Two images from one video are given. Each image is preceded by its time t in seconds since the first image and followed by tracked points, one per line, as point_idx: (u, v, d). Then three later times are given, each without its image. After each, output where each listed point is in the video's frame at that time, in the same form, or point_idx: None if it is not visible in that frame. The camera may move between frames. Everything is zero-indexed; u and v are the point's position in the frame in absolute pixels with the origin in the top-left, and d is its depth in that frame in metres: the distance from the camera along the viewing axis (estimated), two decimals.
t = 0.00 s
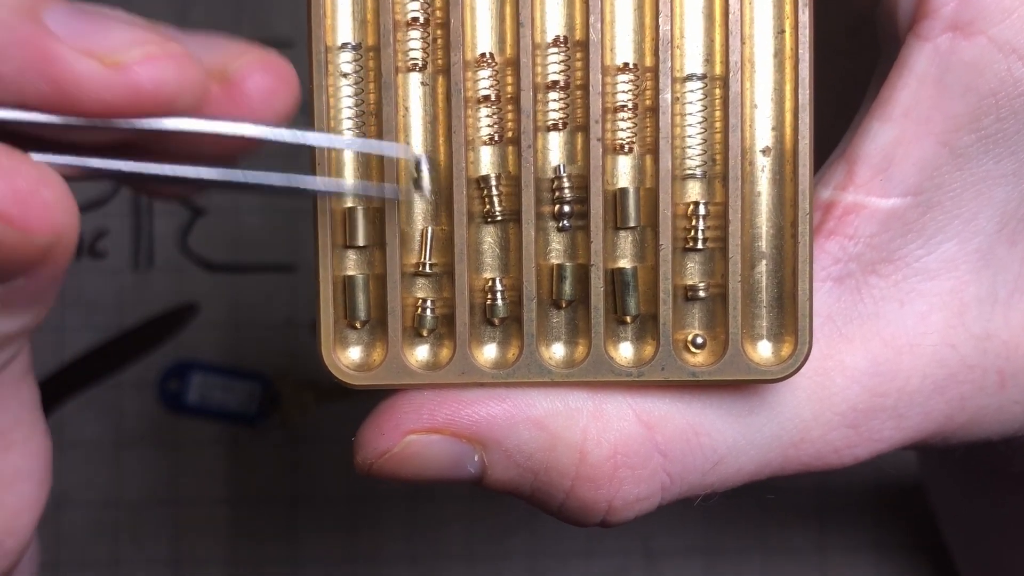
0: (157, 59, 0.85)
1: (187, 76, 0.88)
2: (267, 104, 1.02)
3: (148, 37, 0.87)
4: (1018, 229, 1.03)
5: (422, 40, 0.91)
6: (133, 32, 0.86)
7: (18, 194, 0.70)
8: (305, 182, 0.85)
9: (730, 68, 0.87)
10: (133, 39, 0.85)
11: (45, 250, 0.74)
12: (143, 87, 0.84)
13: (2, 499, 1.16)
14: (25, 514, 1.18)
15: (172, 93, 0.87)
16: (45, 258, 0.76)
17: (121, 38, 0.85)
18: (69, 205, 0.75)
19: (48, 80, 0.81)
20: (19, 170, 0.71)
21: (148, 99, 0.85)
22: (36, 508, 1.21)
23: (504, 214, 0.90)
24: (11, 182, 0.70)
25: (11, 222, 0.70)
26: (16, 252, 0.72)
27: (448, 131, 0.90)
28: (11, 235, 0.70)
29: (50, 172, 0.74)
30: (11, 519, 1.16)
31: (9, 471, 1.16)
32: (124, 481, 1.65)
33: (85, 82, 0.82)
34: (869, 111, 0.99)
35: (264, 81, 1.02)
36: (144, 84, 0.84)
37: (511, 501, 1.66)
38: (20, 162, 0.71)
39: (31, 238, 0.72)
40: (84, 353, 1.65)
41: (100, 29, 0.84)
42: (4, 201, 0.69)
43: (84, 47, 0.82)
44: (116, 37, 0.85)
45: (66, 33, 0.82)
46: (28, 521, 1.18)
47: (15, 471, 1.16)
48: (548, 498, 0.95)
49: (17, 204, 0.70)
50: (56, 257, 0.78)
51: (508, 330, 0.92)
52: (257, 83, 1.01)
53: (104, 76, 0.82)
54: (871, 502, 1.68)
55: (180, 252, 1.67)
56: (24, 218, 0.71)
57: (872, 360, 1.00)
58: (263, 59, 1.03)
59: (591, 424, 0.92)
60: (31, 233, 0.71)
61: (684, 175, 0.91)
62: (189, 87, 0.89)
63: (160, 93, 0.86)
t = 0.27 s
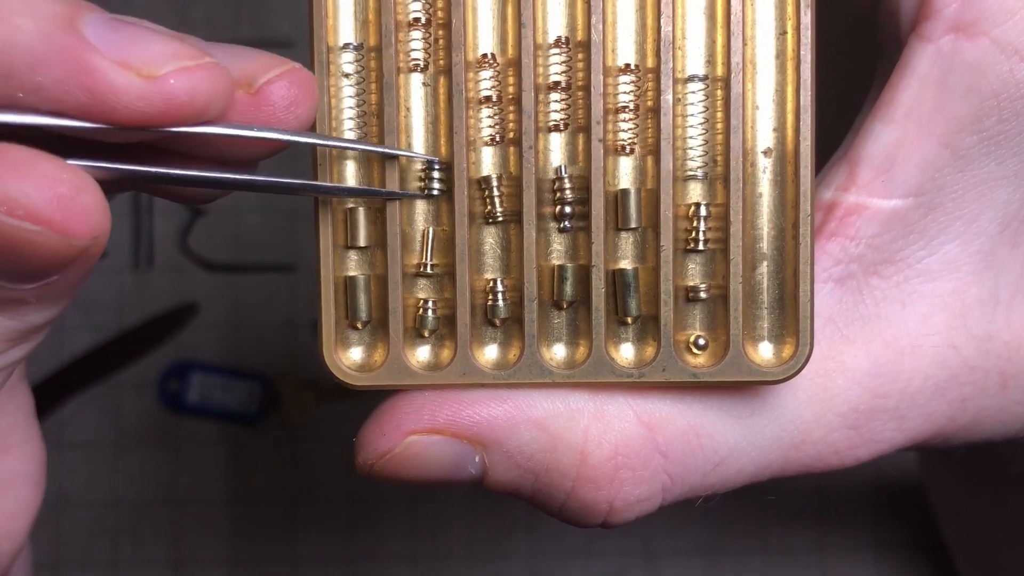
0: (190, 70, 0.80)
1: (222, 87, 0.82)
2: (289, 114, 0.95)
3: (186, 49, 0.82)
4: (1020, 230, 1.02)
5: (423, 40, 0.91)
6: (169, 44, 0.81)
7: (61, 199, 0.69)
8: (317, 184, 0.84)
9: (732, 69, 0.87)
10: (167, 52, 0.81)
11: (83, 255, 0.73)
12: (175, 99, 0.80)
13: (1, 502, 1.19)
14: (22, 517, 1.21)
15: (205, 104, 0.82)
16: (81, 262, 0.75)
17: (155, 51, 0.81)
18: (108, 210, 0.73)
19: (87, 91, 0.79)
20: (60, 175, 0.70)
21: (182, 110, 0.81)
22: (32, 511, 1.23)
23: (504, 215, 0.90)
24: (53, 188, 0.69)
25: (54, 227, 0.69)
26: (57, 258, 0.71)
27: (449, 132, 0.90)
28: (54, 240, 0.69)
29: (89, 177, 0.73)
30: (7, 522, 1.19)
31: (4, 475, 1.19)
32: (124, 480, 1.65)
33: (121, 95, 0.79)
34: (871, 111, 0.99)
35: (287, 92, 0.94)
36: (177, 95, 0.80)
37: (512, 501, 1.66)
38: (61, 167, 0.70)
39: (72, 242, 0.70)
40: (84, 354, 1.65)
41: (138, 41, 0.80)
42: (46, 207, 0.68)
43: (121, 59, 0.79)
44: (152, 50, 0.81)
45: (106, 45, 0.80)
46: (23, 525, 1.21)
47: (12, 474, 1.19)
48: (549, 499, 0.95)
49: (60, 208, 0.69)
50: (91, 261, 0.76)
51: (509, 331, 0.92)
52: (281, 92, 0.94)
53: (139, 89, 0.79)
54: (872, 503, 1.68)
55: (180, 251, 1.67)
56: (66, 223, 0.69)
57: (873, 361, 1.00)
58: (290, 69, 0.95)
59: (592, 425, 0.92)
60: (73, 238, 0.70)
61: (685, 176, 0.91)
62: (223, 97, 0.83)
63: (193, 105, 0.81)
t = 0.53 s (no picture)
0: (189, 53, 0.81)
1: (220, 69, 0.83)
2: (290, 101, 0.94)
3: (184, 34, 0.83)
4: (1018, 224, 1.03)
5: (423, 31, 0.91)
6: (168, 29, 0.83)
7: (61, 195, 0.69)
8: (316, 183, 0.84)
9: (731, 61, 0.88)
10: (165, 36, 0.82)
11: (81, 253, 0.73)
12: (174, 81, 0.80)
13: None
14: (14, 518, 1.19)
15: (202, 88, 0.82)
16: (79, 261, 0.75)
17: (154, 36, 0.82)
18: (107, 208, 0.74)
19: (87, 72, 0.79)
20: (60, 172, 0.70)
21: (180, 93, 0.81)
22: (25, 512, 1.22)
23: (504, 206, 0.91)
24: (52, 184, 0.69)
25: (53, 223, 0.69)
26: (55, 255, 0.71)
27: (449, 123, 0.90)
28: (53, 236, 0.69)
29: (88, 175, 0.73)
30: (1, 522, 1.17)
31: None
32: (124, 481, 1.65)
33: (121, 76, 0.80)
34: (870, 105, 0.99)
35: (289, 79, 0.93)
36: (176, 77, 0.80)
37: (511, 496, 1.66)
38: (61, 164, 0.71)
39: (71, 240, 0.71)
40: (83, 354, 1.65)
41: (137, 25, 0.82)
42: (46, 203, 0.68)
43: (121, 42, 0.80)
44: (151, 34, 0.82)
45: (107, 29, 0.81)
46: (16, 525, 1.19)
47: (4, 475, 1.19)
48: (547, 489, 0.95)
49: (59, 205, 0.69)
50: (88, 260, 0.77)
51: (508, 322, 0.93)
52: (282, 79, 0.94)
53: (138, 71, 0.80)
54: (870, 499, 1.68)
55: (180, 251, 1.67)
56: (65, 220, 0.70)
57: (871, 354, 1.00)
58: (292, 57, 0.95)
59: (590, 416, 0.93)
60: (72, 235, 0.70)
61: (684, 168, 0.91)
62: (221, 81, 0.84)
63: (190, 88, 0.81)
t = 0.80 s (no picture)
0: (168, 60, 0.81)
1: (199, 77, 0.83)
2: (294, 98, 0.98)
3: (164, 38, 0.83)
4: (1019, 218, 1.03)
5: (426, 23, 0.91)
6: (147, 34, 0.82)
7: (34, 186, 0.69)
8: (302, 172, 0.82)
9: (733, 52, 0.88)
10: (145, 42, 0.81)
11: (59, 244, 0.73)
12: (153, 89, 0.80)
13: None
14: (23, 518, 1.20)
15: (182, 94, 0.82)
16: (58, 253, 0.75)
17: (133, 40, 0.81)
18: (83, 200, 0.74)
19: (63, 78, 0.79)
20: (32, 164, 0.70)
21: (158, 101, 0.81)
22: (31, 514, 1.21)
23: (507, 197, 0.91)
24: (25, 175, 0.69)
25: (27, 215, 0.69)
26: (31, 247, 0.71)
27: (452, 114, 0.90)
28: (28, 228, 0.69)
29: (64, 166, 0.73)
30: (6, 523, 1.17)
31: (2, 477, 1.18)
32: (124, 481, 1.65)
33: (98, 83, 0.79)
34: (871, 97, 0.99)
35: (291, 78, 0.96)
36: (155, 85, 0.80)
37: (511, 493, 1.66)
38: (34, 156, 0.71)
39: (46, 232, 0.70)
40: (83, 354, 1.64)
41: (115, 30, 0.81)
42: (19, 194, 0.68)
43: (98, 47, 0.80)
44: (130, 39, 0.81)
45: (84, 33, 0.80)
46: (22, 527, 1.19)
47: (8, 475, 1.19)
48: (549, 480, 0.95)
49: (32, 196, 0.69)
50: (67, 252, 0.77)
51: (510, 313, 0.93)
52: (284, 78, 0.96)
53: (116, 78, 0.79)
54: (869, 496, 1.68)
55: (180, 252, 1.67)
56: (39, 211, 0.69)
57: (873, 346, 1.00)
58: (291, 55, 0.97)
59: (592, 407, 0.93)
60: (47, 227, 0.70)
61: (687, 159, 0.91)
62: (200, 89, 0.84)
63: (169, 94, 0.82)
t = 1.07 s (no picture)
0: (177, 77, 0.80)
1: (208, 94, 0.82)
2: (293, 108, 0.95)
3: (175, 56, 0.82)
4: (1015, 220, 1.03)
5: (423, 27, 0.91)
6: (156, 51, 0.81)
7: (48, 181, 0.69)
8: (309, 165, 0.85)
9: (728, 56, 0.88)
10: (154, 60, 0.80)
11: (73, 238, 0.74)
12: (162, 107, 0.79)
13: (6, 499, 1.17)
14: (28, 516, 1.19)
15: (190, 112, 0.81)
16: (70, 247, 0.76)
17: (142, 58, 0.80)
18: (96, 194, 0.74)
19: (71, 96, 0.80)
20: (46, 159, 0.70)
21: (168, 118, 0.80)
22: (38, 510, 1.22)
23: (503, 200, 0.91)
24: (40, 171, 0.69)
25: (43, 210, 0.69)
26: (46, 241, 0.71)
27: (449, 117, 0.91)
28: (44, 223, 0.70)
29: (75, 160, 0.73)
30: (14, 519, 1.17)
31: (9, 474, 1.18)
32: (125, 481, 1.66)
33: (107, 101, 0.79)
34: (867, 100, 1.00)
35: (291, 87, 0.95)
36: (164, 102, 0.79)
37: (511, 492, 1.66)
38: (47, 151, 0.71)
39: (60, 226, 0.71)
40: (83, 354, 1.65)
41: (124, 48, 0.80)
42: (34, 189, 0.69)
43: (107, 66, 0.80)
44: (139, 57, 0.80)
45: (94, 51, 0.80)
46: (30, 523, 1.20)
47: (15, 472, 1.19)
48: (546, 482, 0.96)
49: (48, 190, 0.69)
50: (79, 247, 0.77)
51: (507, 315, 0.93)
52: (283, 88, 0.95)
53: (125, 96, 0.79)
54: (868, 496, 1.68)
55: (180, 252, 1.68)
56: (54, 206, 0.70)
57: (869, 348, 1.01)
58: (291, 64, 0.96)
59: (589, 409, 0.93)
60: (62, 221, 0.71)
61: (683, 162, 0.91)
62: (210, 105, 0.83)
63: (179, 112, 0.80)
